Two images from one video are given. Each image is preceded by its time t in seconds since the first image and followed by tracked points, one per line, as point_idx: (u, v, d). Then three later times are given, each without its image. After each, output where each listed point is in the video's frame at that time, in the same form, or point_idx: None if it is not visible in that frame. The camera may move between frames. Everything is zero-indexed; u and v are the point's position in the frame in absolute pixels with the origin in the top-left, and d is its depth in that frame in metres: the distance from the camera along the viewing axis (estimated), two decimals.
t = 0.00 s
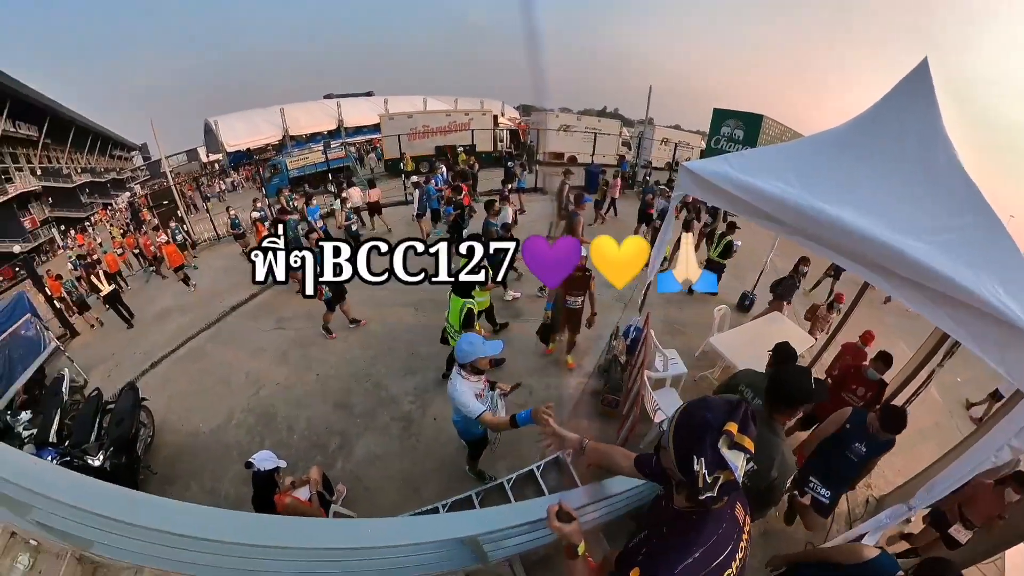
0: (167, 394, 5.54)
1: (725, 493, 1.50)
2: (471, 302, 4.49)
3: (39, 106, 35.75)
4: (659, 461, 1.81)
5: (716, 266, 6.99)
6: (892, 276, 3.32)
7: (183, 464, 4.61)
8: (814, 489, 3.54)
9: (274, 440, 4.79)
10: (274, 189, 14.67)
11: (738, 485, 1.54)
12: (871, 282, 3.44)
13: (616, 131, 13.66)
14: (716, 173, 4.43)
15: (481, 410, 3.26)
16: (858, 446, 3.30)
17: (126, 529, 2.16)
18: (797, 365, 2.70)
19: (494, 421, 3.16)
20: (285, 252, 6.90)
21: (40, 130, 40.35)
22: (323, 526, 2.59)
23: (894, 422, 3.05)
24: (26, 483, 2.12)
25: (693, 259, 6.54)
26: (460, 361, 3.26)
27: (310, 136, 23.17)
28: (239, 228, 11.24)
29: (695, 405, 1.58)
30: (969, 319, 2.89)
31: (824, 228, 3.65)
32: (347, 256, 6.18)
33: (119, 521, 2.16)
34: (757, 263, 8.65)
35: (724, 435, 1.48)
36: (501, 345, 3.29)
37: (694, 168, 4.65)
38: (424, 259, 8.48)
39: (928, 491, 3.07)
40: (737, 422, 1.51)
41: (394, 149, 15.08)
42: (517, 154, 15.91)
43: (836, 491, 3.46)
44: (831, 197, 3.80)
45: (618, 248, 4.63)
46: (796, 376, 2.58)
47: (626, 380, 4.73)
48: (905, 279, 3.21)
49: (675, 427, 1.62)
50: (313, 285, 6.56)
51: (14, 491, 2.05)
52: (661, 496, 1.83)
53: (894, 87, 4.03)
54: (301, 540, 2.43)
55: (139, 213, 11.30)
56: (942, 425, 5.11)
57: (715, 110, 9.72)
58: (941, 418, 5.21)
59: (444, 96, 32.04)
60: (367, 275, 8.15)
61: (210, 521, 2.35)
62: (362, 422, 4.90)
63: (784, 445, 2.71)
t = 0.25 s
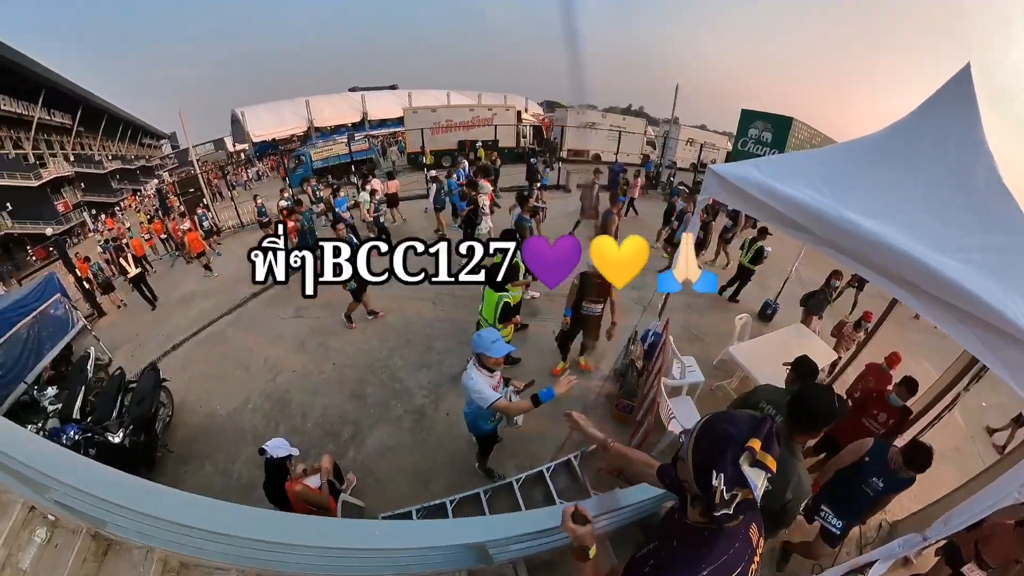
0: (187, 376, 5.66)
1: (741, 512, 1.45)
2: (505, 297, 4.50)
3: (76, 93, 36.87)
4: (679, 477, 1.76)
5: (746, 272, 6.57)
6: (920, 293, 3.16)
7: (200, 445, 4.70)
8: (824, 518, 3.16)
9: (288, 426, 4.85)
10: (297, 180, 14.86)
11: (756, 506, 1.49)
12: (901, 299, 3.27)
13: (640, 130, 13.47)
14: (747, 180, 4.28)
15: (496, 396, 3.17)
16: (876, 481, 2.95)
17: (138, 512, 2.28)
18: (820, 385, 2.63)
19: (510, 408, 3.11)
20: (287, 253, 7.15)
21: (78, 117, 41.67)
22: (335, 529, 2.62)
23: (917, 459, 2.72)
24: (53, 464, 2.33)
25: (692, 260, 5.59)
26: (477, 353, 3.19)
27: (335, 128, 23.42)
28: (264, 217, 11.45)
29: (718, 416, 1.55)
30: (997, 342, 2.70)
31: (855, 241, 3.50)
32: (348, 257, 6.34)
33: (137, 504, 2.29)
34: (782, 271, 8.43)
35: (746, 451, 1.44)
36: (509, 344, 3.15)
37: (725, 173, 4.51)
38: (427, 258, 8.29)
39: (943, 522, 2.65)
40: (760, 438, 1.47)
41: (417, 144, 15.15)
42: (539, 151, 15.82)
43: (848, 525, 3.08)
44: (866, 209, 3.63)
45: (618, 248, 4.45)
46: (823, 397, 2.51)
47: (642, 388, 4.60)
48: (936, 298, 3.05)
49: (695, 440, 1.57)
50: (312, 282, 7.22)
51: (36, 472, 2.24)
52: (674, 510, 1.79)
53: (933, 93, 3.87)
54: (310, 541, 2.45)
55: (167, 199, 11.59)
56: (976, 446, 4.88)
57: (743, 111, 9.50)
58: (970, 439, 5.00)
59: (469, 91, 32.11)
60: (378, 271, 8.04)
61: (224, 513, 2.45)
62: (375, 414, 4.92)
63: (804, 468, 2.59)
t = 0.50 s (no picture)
0: (203, 363, 5.79)
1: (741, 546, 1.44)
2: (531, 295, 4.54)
3: (107, 82, 37.80)
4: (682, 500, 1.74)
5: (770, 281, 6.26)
6: (948, 316, 3.00)
7: (212, 431, 4.82)
8: (824, 549, 2.84)
9: (298, 417, 4.93)
10: (317, 171, 15.02)
11: (758, 541, 1.48)
12: (924, 320, 3.15)
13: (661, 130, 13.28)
14: (772, 189, 4.16)
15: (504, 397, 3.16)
16: (886, 524, 2.63)
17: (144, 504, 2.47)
18: (840, 412, 2.63)
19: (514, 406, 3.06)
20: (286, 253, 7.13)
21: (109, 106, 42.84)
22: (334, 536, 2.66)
23: (935, 508, 2.39)
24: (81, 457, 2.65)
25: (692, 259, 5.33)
26: (486, 353, 3.16)
27: (355, 121, 23.62)
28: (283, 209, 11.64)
29: (731, 442, 1.52)
30: None
31: (879, 259, 3.38)
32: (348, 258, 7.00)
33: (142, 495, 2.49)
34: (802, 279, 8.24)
35: (753, 485, 1.41)
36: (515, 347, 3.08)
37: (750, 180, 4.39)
38: (427, 258, 8.17)
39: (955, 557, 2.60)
40: (770, 473, 1.44)
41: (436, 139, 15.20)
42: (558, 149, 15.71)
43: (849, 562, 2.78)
44: (895, 226, 3.49)
45: (618, 248, 4.22)
46: (841, 428, 2.50)
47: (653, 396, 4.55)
48: (964, 323, 2.90)
49: (702, 467, 1.54)
50: (312, 282, 7.24)
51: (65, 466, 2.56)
52: (675, 533, 1.79)
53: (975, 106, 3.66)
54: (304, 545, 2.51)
55: (191, 189, 11.88)
56: (1001, 469, 4.69)
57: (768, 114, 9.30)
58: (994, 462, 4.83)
59: (490, 87, 32.10)
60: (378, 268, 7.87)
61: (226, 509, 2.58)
62: (383, 409, 4.97)
63: (811, 498, 2.54)
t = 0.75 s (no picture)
0: (218, 349, 5.96)
1: None
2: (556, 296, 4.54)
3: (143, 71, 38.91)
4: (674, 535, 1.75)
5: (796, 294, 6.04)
6: (981, 346, 2.50)
7: (223, 417, 4.97)
8: None
9: (306, 406, 5.04)
10: (339, 164, 15.24)
11: None
12: (955, 354, 2.66)
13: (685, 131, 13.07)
14: (792, 197, 3.65)
15: (502, 401, 3.15)
16: None
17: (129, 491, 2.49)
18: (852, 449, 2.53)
19: (507, 412, 3.00)
20: (287, 252, 6.84)
21: (143, 93, 44.11)
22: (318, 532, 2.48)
23: None
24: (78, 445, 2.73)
25: (693, 257, 5.57)
26: (491, 355, 3.17)
27: (379, 115, 23.89)
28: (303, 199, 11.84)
29: (722, 488, 1.54)
30: None
31: (905, 279, 2.87)
32: (347, 257, 7.03)
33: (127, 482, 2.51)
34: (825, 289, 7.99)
35: (738, 536, 1.38)
36: (522, 350, 3.09)
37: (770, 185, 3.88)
38: (425, 259, 8.04)
39: None
40: (757, 524, 1.42)
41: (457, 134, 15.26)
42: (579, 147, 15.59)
43: None
44: (931, 241, 2.95)
45: (618, 248, 4.19)
46: (855, 466, 2.11)
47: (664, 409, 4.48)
48: (998, 357, 2.40)
49: (693, 504, 1.59)
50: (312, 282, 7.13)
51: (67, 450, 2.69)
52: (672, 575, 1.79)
53: None
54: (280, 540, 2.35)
55: (217, 178, 12.20)
56: None
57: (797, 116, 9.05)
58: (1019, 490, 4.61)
59: (514, 83, 32.03)
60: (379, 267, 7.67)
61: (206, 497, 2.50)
62: (389, 403, 5.03)
63: (813, 540, 2.06)
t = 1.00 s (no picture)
0: (230, 338, 6.05)
1: None
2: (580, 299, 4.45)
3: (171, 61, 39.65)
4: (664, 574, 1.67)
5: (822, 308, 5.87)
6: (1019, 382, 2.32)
7: (232, 405, 5.05)
8: None
9: (312, 399, 5.08)
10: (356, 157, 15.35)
11: None
12: (977, 377, 2.50)
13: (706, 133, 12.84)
14: (815, 202, 3.46)
15: (498, 407, 3.08)
16: None
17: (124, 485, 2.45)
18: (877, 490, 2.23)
19: (499, 420, 2.95)
20: (282, 252, 6.65)
21: (171, 81, 45.03)
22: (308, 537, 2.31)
23: None
24: (75, 436, 2.68)
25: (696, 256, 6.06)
26: (494, 359, 3.12)
27: (398, 109, 23.99)
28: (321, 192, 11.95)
29: (715, 532, 1.43)
30: None
31: (932, 295, 2.70)
32: (346, 258, 6.68)
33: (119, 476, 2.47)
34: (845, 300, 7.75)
35: None
36: (525, 357, 3.04)
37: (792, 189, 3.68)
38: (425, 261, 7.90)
39: None
40: None
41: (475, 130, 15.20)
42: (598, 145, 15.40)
43: None
44: (969, 264, 2.75)
45: (618, 248, 4.35)
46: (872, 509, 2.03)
47: (669, 421, 4.38)
48: None
49: (685, 545, 1.49)
50: (313, 283, 7.02)
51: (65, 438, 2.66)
52: None
53: None
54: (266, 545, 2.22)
55: (236, 168, 12.36)
56: None
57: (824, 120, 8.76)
58: None
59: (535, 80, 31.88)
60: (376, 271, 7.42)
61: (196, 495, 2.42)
62: (394, 399, 5.06)
63: None
